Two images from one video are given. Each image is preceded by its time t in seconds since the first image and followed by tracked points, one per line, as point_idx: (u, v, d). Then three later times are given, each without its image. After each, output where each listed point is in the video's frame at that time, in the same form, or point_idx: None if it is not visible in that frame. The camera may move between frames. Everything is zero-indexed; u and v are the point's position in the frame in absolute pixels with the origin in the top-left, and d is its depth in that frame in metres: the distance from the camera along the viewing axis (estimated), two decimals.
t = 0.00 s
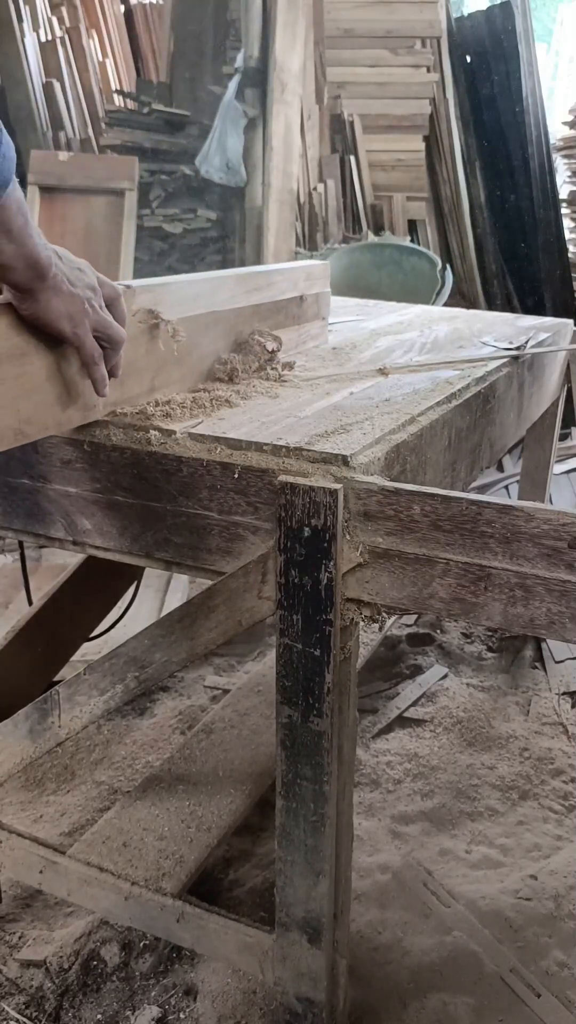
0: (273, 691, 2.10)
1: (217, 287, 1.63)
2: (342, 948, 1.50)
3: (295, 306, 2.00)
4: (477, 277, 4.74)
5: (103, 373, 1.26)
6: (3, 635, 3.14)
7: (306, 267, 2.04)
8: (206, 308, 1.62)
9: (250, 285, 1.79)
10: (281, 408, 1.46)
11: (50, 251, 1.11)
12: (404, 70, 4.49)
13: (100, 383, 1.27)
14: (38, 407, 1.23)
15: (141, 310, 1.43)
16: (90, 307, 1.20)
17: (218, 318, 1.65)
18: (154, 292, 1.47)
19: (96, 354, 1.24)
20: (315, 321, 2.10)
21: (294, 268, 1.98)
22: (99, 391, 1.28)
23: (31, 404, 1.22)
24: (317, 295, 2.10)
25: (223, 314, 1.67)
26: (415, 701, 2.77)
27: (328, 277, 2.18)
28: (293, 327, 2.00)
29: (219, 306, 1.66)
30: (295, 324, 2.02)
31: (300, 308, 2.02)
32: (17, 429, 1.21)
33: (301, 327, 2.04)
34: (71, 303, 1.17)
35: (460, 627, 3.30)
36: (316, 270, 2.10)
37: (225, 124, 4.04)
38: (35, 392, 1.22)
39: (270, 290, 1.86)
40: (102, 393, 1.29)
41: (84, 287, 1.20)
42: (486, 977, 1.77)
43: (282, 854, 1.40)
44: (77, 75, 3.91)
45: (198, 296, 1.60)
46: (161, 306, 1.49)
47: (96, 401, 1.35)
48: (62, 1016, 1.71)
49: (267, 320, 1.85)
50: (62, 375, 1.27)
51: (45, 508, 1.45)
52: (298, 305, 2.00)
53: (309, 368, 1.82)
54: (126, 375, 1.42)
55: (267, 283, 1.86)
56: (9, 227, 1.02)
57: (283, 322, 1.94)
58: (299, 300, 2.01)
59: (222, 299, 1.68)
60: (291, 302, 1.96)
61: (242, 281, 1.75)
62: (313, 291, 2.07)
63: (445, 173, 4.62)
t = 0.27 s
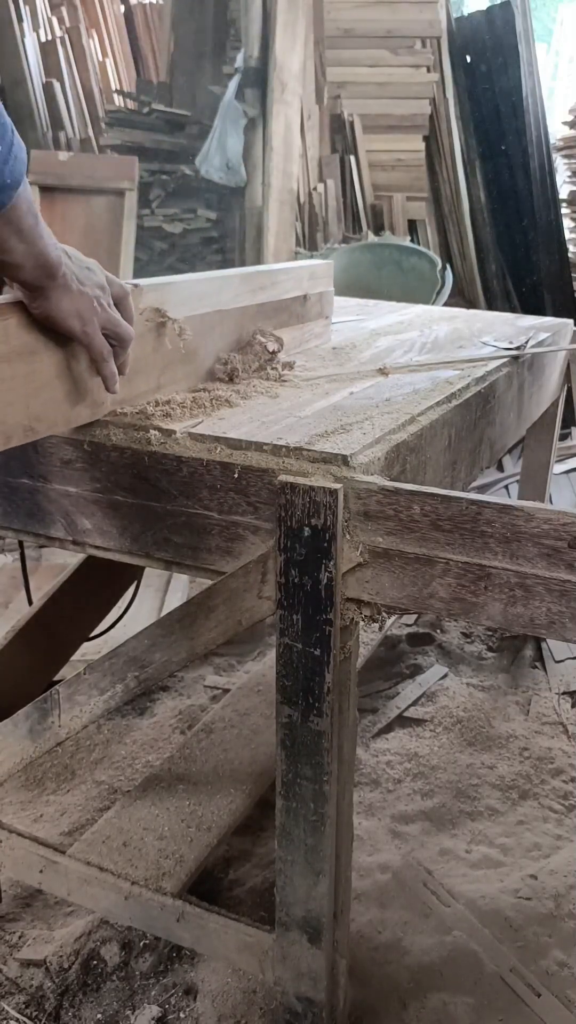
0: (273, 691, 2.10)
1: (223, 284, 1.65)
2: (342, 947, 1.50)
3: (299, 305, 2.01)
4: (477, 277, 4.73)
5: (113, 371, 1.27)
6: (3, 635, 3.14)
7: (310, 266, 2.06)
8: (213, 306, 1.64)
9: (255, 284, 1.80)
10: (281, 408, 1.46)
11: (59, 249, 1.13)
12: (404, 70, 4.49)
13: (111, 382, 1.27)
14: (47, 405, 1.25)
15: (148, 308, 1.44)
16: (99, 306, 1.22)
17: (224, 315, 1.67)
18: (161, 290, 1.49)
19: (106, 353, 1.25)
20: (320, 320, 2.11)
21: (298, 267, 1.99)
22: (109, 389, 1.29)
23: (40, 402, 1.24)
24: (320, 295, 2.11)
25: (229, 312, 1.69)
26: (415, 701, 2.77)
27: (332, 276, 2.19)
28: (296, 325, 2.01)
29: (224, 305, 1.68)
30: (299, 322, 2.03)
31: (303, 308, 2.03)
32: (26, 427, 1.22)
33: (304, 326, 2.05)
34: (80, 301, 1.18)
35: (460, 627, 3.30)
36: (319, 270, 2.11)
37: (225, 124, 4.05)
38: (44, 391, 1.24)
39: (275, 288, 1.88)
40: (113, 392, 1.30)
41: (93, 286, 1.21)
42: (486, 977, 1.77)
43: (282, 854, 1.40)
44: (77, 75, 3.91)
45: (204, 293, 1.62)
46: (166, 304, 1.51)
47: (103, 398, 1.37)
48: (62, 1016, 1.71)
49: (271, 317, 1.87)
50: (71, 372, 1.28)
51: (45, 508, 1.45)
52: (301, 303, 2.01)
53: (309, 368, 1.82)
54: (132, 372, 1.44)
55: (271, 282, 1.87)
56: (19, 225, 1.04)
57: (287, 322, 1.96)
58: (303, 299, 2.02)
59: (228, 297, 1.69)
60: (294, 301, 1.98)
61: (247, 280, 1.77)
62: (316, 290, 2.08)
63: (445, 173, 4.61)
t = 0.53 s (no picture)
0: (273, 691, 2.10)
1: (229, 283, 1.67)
2: (342, 947, 1.50)
3: (303, 304, 2.02)
4: (478, 277, 4.72)
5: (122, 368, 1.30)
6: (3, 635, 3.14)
7: (314, 265, 2.07)
8: (219, 304, 1.66)
9: (261, 284, 1.82)
10: (281, 408, 1.46)
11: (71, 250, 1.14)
12: (404, 70, 4.49)
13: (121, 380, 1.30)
14: (57, 402, 1.27)
15: (155, 306, 1.46)
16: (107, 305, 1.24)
17: (229, 314, 1.69)
18: (167, 289, 1.51)
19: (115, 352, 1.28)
20: (324, 319, 2.12)
21: (302, 266, 2.00)
22: (117, 387, 1.31)
23: (50, 399, 1.26)
24: (325, 294, 2.12)
25: (233, 311, 1.70)
26: (415, 701, 2.77)
27: (335, 277, 2.20)
28: (301, 323, 2.01)
29: (231, 305, 1.70)
30: (303, 321, 2.04)
31: (307, 307, 2.03)
32: (37, 423, 1.24)
33: (309, 325, 2.06)
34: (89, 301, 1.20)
35: (460, 627, 3.30)
36: (323, 271, 2.12)
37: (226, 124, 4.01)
38: (55, 387, 1.26)
39: (279, 287, 1.89)
40: (120, 389, 1.33)
41: (101, 285, 1.24)
42: (486, 977, 1.77)
43: (282, 854, 1.40)
44: (78, 75, 3.78)
45: (210, 291, 1.63)
46: (173, 303, 1.52)
47: (112, 395, 1.39)
48: (62, 1016, 1.71)
49: (276, 316, 1.88)
50: (81, 370, 1.30)
51: (45, 508, 1.45)
52: (306, 302, 2.02)
53: (309, 368, 1.82)
54: (140, 370, 1.45)
55: (276, 282, 1.89)
56: (32, 225, 1.05)
57: (291, 321, 1.97)
58: (308, 298, 2.03)
59: (233, 296, 1.71)
60: (299, 300, 1.98)
61: (253, 279, 1.78)
62: (320, 290, 2.09)
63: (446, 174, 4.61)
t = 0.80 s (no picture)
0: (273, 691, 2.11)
1: (234, 282, 1.69)
2: (342, 947, 1.50)
3: (307, 302, 2.03)
4: (478, 277, 4.71)
5: (131, 365, 1.33)
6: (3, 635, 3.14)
7: (317, 265, 2.09)
8: (224, 304, 1.68)
9: (265, 283, 1.84)
10: (281, 408, 1.47)
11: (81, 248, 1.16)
12: (404, 70, 4.48)
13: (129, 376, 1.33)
14: (66, 400, 1.28)
15: (162, 305, 1.49)
16: (116, 305, 1.26)
17: (234, 313, 1.71)
18: (174, 289, 1.53)
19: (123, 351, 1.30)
20: (327, 318, 2.14)
21: (305, 266, 2.03)
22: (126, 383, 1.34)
23: (59, 397, 1.27)
24: (328, 293, 2.13)
25: (238, 310, 1.72)
26: (415, 701, 2.77)
27: (338, 275, 2.23)
28: (304, 323, 2.03)
29: (236, 303, 1.72)
30: (307, 321, 2.05)
31: (311, 306, 2.05)
32: (46, 420, 1.25)
33: (312, 324, 2.08)
34: (99, 299, 1.23)
35: (460, 627, 3.30)
36: (327, 270, 2.14)
37: (225, 124, 4.03)
38: (64, 385, 1.27)
39: (282, 286, 1.91)
40: (130, 384, 1.36)
41: (110, 283, 1.26)
42: (486, 977, 1.77)
43: (282, 854, 1.40)
44: (78, 75, 3.82)
45: (215, 291, 1.66)
46: (179, 302, 1.55)
47: (119, 393, 1.40)
48: (62, 1016, 1.71)
49: (280, 315, 1.91)
50: (90, 368, 1.31)
51: (45, 509, 1.45)
52: (309, 300, 2.04)
53: (309, 368, 1.82)
54: (146, 369, 1.47)
55: (280, 282, 1.91)
56: (45, 223, 1.08)
57: (295, 319, 1.99)
58: (311, 297, 2.05)
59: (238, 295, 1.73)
60: (302, 299, 2.00)
61: (257, 279, 1.81)
62: (324, 289, 2.11)
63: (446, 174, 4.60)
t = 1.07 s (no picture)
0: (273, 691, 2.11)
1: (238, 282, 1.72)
2: (342, 947, 1.50)
3: (311, 301, 2.07)
4: (477, 277, 4.73)
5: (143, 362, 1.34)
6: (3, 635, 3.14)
7: (321, 264, 2.12)
8: (229, 303, 1.71)
9: (269, 283, 1.87)
10: (281, 408, 1.47)
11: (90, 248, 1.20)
12: (403, 70, 4.48)
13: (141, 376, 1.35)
14: (76, 397, 1.31)
15: (170, 304, 1.53)
16: (124, 305, 1.29)
17: (239, 312, 1.74)
18: (179, 288, 1.57)
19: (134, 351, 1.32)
20: (331, 317, 2.18)
21: (309, 266, 2.06)
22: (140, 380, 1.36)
23: (68, 394, 1.29)
24: (331, 292, 2.17)
25: (243, 309, 1.75)
26: (415, 701, 2.77)
27: (342, 277, 2.27)
28: (308, 322, 2.06)
29: (241, 302, 1.76)
30: (310, 320, 2.08)
31: (315, 305, 2.09)
32: (56, 417, 1.27)
33: (316, 323, 2.11)
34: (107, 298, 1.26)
35: (460, 627, 3.30)
36: (329, 269, 2.18)
37: (225, 124, 4.03)
38: (73, 382, 1.30)
39: (286, 286, 1.94)
40: (144, 384, 1.38)
41: (118, 283, 1.29)
42: (486, 977, 1.77)
43: (282, 854, 1.40)
44: (78, 75, 3.88)
45: (220, 291, 1.69)
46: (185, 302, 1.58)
47: (127, 390, 1.42)
48: (62, 1016, 1.71)
49: (284, 314, 1.94)
50: (93, 366, 1.33)
51: (45, 509, 1.45)
52: (314, 299, 2.07)
53: (310, 368, 1.82)
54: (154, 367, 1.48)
55: (284, 281, 1.94)
56: (57, 221, 1.11)
57: (300, 317, 2.02)
58: (315, 296, 2.09)
59: (242, 294, 1.77)
60: (306, 298, 2.04)
61: (261, 278, 1.84)
62: (327, 289, 2.14)
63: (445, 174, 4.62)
